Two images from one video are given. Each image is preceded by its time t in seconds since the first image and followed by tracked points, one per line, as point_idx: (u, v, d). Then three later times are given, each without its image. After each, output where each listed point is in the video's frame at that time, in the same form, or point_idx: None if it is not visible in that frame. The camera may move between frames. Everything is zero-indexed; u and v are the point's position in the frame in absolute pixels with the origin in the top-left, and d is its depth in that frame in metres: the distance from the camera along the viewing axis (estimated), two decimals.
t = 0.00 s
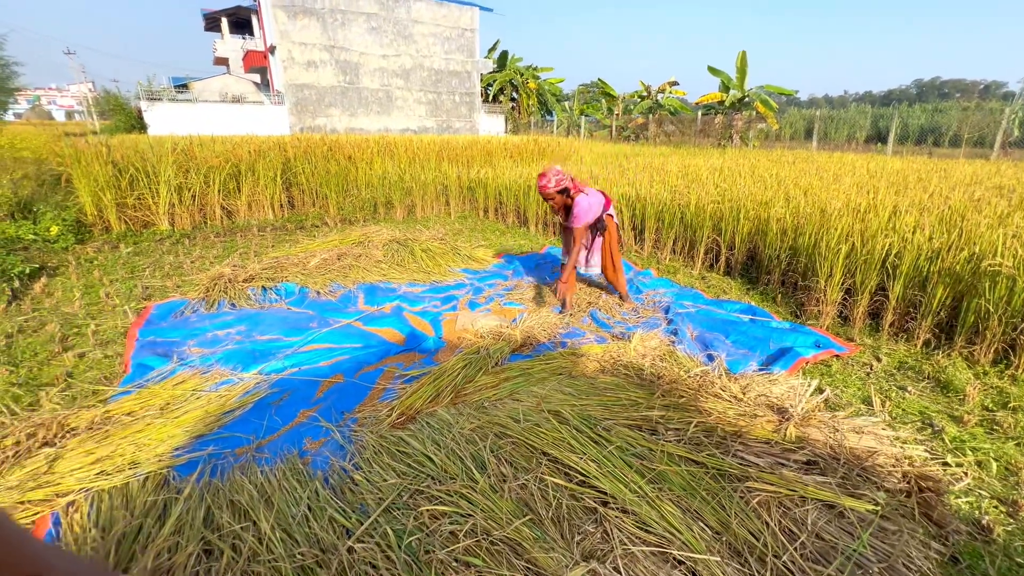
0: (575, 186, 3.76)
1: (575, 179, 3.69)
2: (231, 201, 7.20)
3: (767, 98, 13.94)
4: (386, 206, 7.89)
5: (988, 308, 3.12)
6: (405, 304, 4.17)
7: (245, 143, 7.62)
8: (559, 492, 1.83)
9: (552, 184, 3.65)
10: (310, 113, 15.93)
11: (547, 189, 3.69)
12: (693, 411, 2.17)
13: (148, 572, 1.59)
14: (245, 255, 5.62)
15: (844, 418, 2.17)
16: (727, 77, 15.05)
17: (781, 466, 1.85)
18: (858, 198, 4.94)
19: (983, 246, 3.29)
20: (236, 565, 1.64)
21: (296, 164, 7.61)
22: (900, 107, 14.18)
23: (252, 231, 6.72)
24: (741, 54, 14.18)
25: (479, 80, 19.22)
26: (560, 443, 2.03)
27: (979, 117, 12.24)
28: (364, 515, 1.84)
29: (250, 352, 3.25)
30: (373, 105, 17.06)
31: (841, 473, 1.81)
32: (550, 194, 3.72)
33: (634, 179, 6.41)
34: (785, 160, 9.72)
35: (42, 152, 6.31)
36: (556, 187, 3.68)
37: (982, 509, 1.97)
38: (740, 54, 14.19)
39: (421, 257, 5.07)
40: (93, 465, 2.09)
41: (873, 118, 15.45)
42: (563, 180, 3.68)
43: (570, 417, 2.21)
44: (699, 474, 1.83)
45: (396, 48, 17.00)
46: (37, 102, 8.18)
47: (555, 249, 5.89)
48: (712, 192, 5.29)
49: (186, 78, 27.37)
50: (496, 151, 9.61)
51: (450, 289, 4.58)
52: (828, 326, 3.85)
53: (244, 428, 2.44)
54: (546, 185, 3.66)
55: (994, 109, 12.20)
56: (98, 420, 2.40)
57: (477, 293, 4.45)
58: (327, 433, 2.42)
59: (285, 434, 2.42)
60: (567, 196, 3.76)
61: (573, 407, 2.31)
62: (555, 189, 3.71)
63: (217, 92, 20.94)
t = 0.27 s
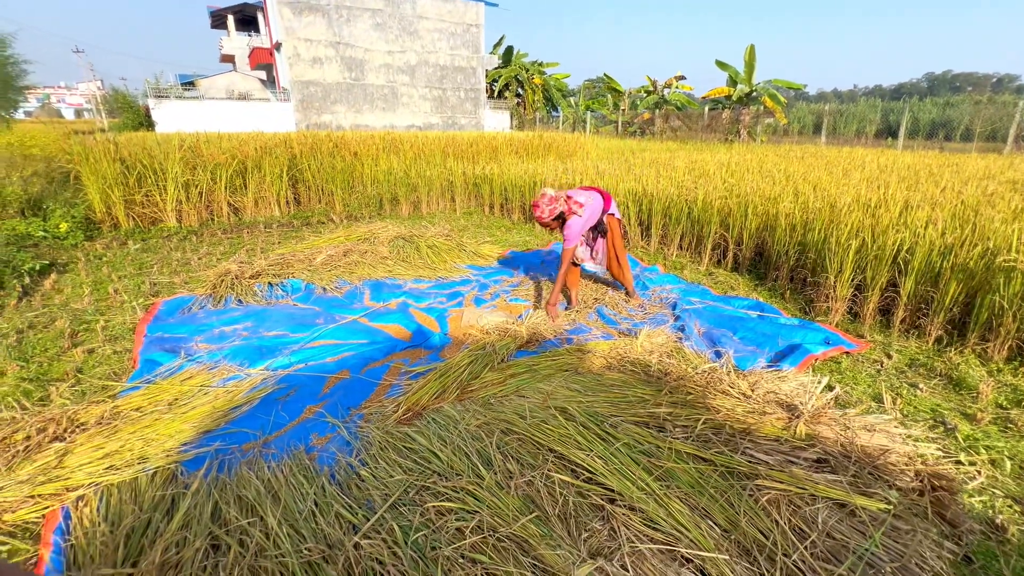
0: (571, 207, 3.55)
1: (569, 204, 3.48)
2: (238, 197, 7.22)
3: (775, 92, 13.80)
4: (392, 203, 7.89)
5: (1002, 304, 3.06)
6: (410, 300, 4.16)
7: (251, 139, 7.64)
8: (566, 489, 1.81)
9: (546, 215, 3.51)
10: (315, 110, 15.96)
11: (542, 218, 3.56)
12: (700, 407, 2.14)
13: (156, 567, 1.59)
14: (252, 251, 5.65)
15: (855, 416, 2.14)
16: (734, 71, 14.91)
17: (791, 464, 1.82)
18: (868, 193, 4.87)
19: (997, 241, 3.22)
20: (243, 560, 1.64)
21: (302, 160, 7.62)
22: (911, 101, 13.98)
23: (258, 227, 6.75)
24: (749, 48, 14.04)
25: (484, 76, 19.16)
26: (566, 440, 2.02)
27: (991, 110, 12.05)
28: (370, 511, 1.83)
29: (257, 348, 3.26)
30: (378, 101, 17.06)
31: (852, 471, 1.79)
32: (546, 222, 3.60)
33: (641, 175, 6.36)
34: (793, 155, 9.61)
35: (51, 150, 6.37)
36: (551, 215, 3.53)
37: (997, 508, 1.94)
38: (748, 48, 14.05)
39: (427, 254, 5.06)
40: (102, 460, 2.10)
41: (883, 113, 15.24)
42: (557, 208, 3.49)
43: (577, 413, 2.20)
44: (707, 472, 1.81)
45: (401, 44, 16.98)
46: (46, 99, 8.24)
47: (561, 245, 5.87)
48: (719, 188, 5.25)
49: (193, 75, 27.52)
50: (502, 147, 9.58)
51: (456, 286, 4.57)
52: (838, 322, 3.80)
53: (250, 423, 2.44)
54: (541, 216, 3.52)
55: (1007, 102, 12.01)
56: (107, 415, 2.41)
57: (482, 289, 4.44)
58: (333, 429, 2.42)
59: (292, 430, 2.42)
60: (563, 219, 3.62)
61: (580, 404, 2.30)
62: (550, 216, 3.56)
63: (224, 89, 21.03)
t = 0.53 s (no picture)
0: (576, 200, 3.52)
1: (575, 197, 3.43)
2: (246, 194, 7.27)
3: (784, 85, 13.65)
4: (398, 199, 7.90)
5: (1017, 300, 3.01)
6: (417, 296, 4.17)
7: (258, 136, 7.67)
8: (572, 485, 1.81)
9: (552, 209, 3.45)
10: (322, 107, 16.02)
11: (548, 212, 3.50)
12: (708, 404, 2.13)
13: (165, 561, 1.61)
14: (260, 248, 5.68)
15: (865, 413, 2.11)
16: (743, 64, 14.76)
17: (801, 461, 1.80)
18: (879, 187, 4.80)
19: (1012, 236, 3.16)
20: (252, 553, 1.65)
21: (309, 157, 7.64)
22: (923, 93, 13.77)
23: (266, 224, 6.79)
24: (758, 41, 13.88)
25: (491, 71, 19.10)
26: (573, 436, 2.02)
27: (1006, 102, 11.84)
28: (377, 506, 1.84)
29: (265, 344, 3.27)
30: (385, 97, 17.07)
31: (862, 469, 1.76)
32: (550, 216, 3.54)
33: (648, 170, 6.32)
34: (803, 149, 9.51)
35: (62, 148, 6.44)
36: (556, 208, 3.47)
37: (1011, 508, 1.91)
38: (757, 41, 13.89)
39: (433, 250, 5.06)
40: (113, 454, 2.12)
41: (895, 106, 14.99)
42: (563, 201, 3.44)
43: (583, 410, 2.19)
44: (715, 469, 1.80)
45: (407, 40, 16.97)
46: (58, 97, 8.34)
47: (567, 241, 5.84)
48: (728, 183, 5.20)
49: (201, 73, 27.69)
50: (508, 142, 9.55)
51: (462, 282, 4.57)
52: (848, 319, 3.74)
53: (258, 419, 2.46)
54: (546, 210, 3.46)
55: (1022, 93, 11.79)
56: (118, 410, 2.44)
57: (488, 286, 4.44)
58: (340, 424, 2.43)
59: (299, 425, 2.43)
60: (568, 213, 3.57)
61: (586, 400, 2.29)
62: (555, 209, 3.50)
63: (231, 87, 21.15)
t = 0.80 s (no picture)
0: (586, 178, 3.77)
1: (585, 172, 3.69)
2: (251, 192, 7.30)
3: (791, 80, 13.52)
4: (402, 196, 7.91)
5: None
6: (421, 293, 4.18)
7: (263, 134, 7.70)
8: (575, 482, 1.81)
9: (565, 178, 3.66)
10: (327, 105, 16.04)
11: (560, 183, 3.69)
12: (711, 401, 2.12)
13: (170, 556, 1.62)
14: (264, 245, 5.71)
15: (870, 410, 2.10)
16: (749, 59, 14.63)
17: (805, 459, 1.79)
18: (887, 183, 4.75)
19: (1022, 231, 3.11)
20: (255, 549, 1.66)
21: (313, 154, 7.66)
22: (933, 87, 13.60)
23: (270, 222, 6.81)
24: (764, 35, 13.75)
25: (495, 68, 19.04)
26: (575, 433, 2.01)
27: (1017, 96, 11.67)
28: (380, 503, 1.85)
29: (269, 341, 3.29)
30: (389, 95, 17.06)
31: (866, 467, 1.75)
32: (562, 189, 3.72)
33: (652, 166, 6.28)
34: (809, 144, 9.43)
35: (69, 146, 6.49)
36: (569, 179, 3.68)
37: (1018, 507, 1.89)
38: (763, 35, 13.76)
39: (437, 247, 5.06)
40: (119, 450, 2.14)
41: (903, 101, 14.81)
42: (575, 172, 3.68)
43: (585, 407, 2.19)
44: (718, 466, 1.79)
45: (411, 37, 16.93)
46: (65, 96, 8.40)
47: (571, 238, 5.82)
48: (733, 179, 5.17)
49: (206, 71, 27.80)
50: (512, 139, 9.53)
51: (466, 279, 4.58)
52: (854, 315, 3.71)
53: (263, 415, 2.47)
54: (559, 180, 3.66)
55: None
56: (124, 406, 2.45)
57: (492, 283, 4.44)
58: (344, 421, 2.44)
59: (303, 422, 2.44)
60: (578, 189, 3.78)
61: (589, 397, 2.29)
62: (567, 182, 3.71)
63: (237, 85, 21.21)
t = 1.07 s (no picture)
0: (598, 157, 3.80)
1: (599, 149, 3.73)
2: (252, 190, 7.31)
3: (794, 76, 13.44)
4: (403, 194, 7.91)
5: None
6: (421, 291, 4.17)
7: (263, 132, 7.70)
8: (573, 481, 1.80)
9: (581, 153, 3.66)
10: (328, 102, 16.04)
11: (576, 159, 3.68)
12: (710, 399, 2.11)
13: (167, 554, 1.61)
14: (265, 243, 5.71)
15: (870, 408, 2.08)
16: (751, 55, 14.55)
17: (804, 458, 1.78)
18: (889, 179, 4.72)
19: None
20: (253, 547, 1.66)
21: (314, 152, 7.66)
22: (937, 83, 13.50)
23: (271, 220, 6.82)
24: (766, 31, 13.67)
25: (496, 65, 19.00)
26: (573, 431, 2.00)
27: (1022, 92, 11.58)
28: (377, 501, 1.84)
29: (268, 340, 3.29)
30: (390, 92, 17.04)
31: (866, 466, 1.74)
32: (578, 165, 3.71)
33: (653, 163, 6.26)
34: (812, 141, 9.38)
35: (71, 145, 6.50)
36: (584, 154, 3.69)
37: (1019, 506, 1.87)
38: (766, 31, 13.68)
39: (437, 245, 5.06)
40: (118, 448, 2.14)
41: (908, 97, 14.69)
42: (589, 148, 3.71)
43: (584, 405, 2.18)
44: (716, 465, 1.78)
45: (412, 34, 16.91)
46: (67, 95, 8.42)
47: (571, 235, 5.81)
48: (734, 176, 5.14)
49: (209, 69, 27.85)
50: (513, 136, 9.51)
51: (466, 277, 4.57)
52: (856, 313, 3.69)
53: (261, 414, 2.47)
54: (576, 155, 3.65)
55: None
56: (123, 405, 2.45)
57: (492, 281, 4.43)
58: (342, 419, 2.44)
59: (302, 420, 2.44)
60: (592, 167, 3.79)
61: (588, 395, 2.28)
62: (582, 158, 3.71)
63: (238, 83, 21.24)
